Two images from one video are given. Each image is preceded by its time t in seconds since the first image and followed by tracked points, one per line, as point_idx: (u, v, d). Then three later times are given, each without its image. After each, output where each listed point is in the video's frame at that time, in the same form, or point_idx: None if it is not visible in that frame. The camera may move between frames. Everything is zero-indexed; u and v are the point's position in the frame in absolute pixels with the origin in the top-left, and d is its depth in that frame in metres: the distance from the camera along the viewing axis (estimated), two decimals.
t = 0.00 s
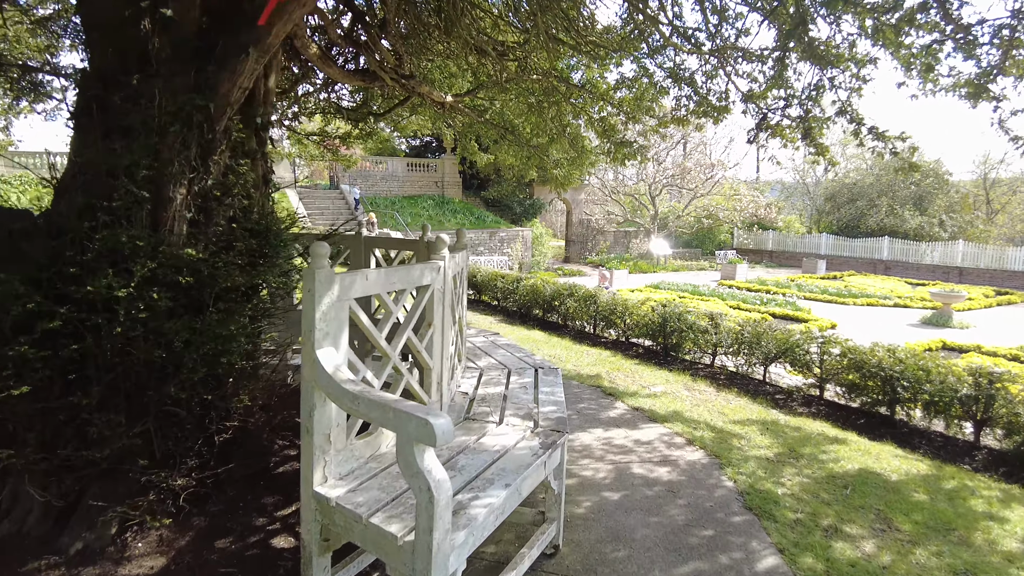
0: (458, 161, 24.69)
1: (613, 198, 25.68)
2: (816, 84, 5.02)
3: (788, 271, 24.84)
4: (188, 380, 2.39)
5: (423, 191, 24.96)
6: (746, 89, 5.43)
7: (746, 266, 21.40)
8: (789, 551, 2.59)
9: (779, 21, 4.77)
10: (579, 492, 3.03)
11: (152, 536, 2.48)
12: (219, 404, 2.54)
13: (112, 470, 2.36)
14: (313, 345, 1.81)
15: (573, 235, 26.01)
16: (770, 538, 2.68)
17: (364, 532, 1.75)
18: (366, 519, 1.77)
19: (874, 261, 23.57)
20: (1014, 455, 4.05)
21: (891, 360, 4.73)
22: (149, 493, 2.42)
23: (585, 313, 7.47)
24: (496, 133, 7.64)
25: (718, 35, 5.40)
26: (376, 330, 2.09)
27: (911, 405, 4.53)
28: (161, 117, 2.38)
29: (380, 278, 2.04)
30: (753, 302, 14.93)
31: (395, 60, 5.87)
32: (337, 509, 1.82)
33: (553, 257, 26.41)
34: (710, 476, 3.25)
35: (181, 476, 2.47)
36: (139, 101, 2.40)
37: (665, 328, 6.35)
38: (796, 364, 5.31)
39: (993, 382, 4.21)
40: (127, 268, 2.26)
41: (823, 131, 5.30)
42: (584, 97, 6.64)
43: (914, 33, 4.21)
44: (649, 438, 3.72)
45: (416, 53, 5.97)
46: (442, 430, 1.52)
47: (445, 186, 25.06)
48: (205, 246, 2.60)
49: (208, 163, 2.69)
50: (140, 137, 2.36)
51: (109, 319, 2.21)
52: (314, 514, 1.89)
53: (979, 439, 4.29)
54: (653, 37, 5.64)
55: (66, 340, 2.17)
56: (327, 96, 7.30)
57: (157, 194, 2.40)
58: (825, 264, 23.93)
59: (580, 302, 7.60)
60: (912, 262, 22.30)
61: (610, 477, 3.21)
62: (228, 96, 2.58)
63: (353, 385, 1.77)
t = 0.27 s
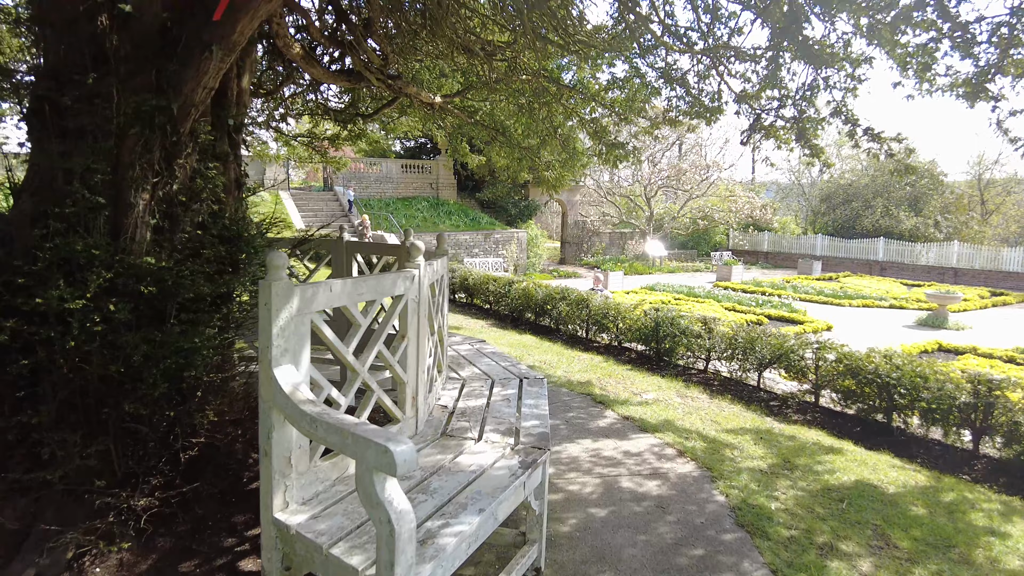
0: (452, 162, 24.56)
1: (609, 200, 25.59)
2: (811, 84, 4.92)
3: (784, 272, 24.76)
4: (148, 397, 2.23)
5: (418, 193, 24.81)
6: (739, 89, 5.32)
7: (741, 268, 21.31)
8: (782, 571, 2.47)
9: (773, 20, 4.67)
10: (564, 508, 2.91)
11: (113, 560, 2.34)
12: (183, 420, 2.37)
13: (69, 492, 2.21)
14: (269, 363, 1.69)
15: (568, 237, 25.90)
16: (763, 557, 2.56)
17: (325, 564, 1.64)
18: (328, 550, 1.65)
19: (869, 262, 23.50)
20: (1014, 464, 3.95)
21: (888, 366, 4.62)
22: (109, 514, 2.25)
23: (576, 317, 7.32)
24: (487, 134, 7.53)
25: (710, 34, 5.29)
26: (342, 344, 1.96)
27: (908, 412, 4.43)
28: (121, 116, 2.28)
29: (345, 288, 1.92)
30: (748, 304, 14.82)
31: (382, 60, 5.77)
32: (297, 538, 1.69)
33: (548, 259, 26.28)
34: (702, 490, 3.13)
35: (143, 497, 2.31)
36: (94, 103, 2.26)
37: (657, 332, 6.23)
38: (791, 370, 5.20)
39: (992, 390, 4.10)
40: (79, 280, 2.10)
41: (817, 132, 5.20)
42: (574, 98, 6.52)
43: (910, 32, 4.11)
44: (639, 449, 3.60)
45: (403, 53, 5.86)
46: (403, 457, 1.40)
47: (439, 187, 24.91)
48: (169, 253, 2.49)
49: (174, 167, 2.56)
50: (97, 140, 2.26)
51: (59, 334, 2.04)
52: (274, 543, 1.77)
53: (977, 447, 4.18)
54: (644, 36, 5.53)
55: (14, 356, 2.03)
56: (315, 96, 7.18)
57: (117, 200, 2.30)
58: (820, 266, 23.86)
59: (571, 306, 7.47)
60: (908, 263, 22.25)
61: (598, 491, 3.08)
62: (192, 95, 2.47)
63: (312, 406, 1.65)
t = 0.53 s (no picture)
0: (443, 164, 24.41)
1: (600, 202, 25.52)
2: (801, 84, 4.84)
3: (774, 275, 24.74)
4: (100, 412, 2.09)
5: (408, 195, 24.63)
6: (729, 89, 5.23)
7: (732, 270, 21.27)
8: None
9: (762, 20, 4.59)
10: (546, 524, 2.78)
11: None
12: (140, 436, 2.25)
13: (13, 514, 2.06)
14: (219, 378, 1.56)
15: (560, 239, 25.79)
16: None
17: None
18: None
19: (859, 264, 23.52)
20: (1008, 473, 3.87)
21: (880, 372, 4.54)
22: (59, 537, 2.10)
23: (564, 321, 7.18)
24: (474, 135, 7.41)
25: (697, 33, 5.20)
26: (302, 357, 1.84)
27: (900, 420, 4.34)
28: (76, 115, 2.14)
29: (305, 297, 1.80)
30: (739, 306, 14.76)
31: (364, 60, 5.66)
32: (250, 568, 1.56)
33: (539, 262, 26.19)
34: (689, 504, 3.02)
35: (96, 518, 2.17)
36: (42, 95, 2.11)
37: (645, 337, 6.12)
38: (781, 376, 5.11)
39: (986, 397, 4.02)
40: (26, 286, 1.95)
41: (807, 134, 5.12)
42: (562, 99, 6.41)
43: (901, 31, 4.04)
44: (625, 460, 3.49)
45: (386, 52, 5.75)
46: (357, 484, 1.28)
47: (430, 189, 24.71)
48: (128, 261, 2.35)
49: (133, 172, 2.42)
50: (49, 140, 2.11)
51: None
52: (226, 573, 1.63)
53: (971, 456, 4.09)
54: (632, 37, 5.45)
55: None
56: (298, 97, 7.04)
57: (71, 203, 2.16)
58: (810, 268, 23.86)
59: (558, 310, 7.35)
60: (898, 265, 22.28)
61: (581, 505, 2.96)
62: (151, 93, 2.33)
63: (264, 426, 1.52)
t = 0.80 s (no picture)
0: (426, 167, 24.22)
1: (583, 205, 25.46)
2: (784, 86, 4.75)
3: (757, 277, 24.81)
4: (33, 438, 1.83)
5: (390, 198, 24.40)
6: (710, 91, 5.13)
7: (715, 273, 21.26)
8: None
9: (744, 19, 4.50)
10: (519, 546, 2.63)
11: None
12: (76, 461, 2.01)
13: None
14: (147, 405, 1.40)
15: (543, 242, 25.69)
16: None
17: None
18: None
19: (841, 266, 23.66)
20: (995, 482, 3.78)
21: (864, 380, 4.44)
22: None
23: (545, 327, 7.03)
24: (453, 137, 7.26)
25: (678, 33, 5.11)
26: (247, 377, 1.68)
27: (885, 428, 4.25)
28: None
29: (248, 312, 1.65)
30: (722, 309, 14.73)
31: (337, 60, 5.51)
32: None
33: (523, 265, 26.05)
34: (670, 521, 2.89)
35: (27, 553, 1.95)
36: None
37: (627, 343, 6.00)
38: (763, 384, 5.01)
39: (972, 405, 3.93)
40: None
41: (790, 136, 5.03)
42: (541, 100, 6.29)
43: (885, 31, 3.97)
44: (604, 474, 3.34)
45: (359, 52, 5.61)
46: (292, 528, 1.12)
47: (413, 192, 24.49)
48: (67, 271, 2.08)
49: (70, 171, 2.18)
50: None
51: None
52: None
53: (956, 465, 4.01)
54: (611, 36, 5.34)
55: None
56: (272, 97, 6.84)
57: None
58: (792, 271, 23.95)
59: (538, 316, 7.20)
60: (878, 268, 22.42)
61: (557, 525, 2.82)
62: (91, 90, 2.21)
63: (197, 457, 1.36)
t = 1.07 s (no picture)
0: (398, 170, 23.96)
1: (557, 209, 25.43)
2: (755, 89, 4.70)
3: (729, 280, 24.99)
4: None
5: (362, 201, 24.08)
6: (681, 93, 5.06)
7: (688, 276, 21.34)
8: None
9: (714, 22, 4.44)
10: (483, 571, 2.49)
11: None
12: None
13: None
14: (47, 441, 1.22)
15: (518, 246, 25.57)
16: None
17: None
18: None
19: (810, 269, 23.95)
20: (967, 489, 3.77)
21: (838, 388, 4.38)
22: None
23: (517, 333, 6.90)
24: (422, 140, 7.11)
25: (649, 35, 5.03)
26: (174, 405, 1.52)
27: (857, 436, 4.20)
28: None
29: (173, 333, 1.49)
30: (695, 312, 14.75)
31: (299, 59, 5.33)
32: None
33: (497, 269, 25.91)
34: (641, 540, 2.78)
35: None
36: None
37: (599, 350, 5.89)
38: (736, 391, 4.94)
39: (944, 412, 3.90)
40: None
41: (761, 140, 4.99)
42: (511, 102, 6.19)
43: (856, 35, 3.93)
44: (573, 491, 3.23)
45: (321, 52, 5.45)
46: None
47: (386, 195, 24.19)
48: None
49: None
50: None
51: None
52: None
53: (928, 472, 3.97)
54: (581, 38, 5.24)
55: None
56: (234, 98, 6.62)
57: None
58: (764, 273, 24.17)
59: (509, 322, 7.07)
60: (847, 270, 22.73)
61: (523, 547, 2.69)
62: (5, 84, 2.18)
63: (105, 499, 1.18)
